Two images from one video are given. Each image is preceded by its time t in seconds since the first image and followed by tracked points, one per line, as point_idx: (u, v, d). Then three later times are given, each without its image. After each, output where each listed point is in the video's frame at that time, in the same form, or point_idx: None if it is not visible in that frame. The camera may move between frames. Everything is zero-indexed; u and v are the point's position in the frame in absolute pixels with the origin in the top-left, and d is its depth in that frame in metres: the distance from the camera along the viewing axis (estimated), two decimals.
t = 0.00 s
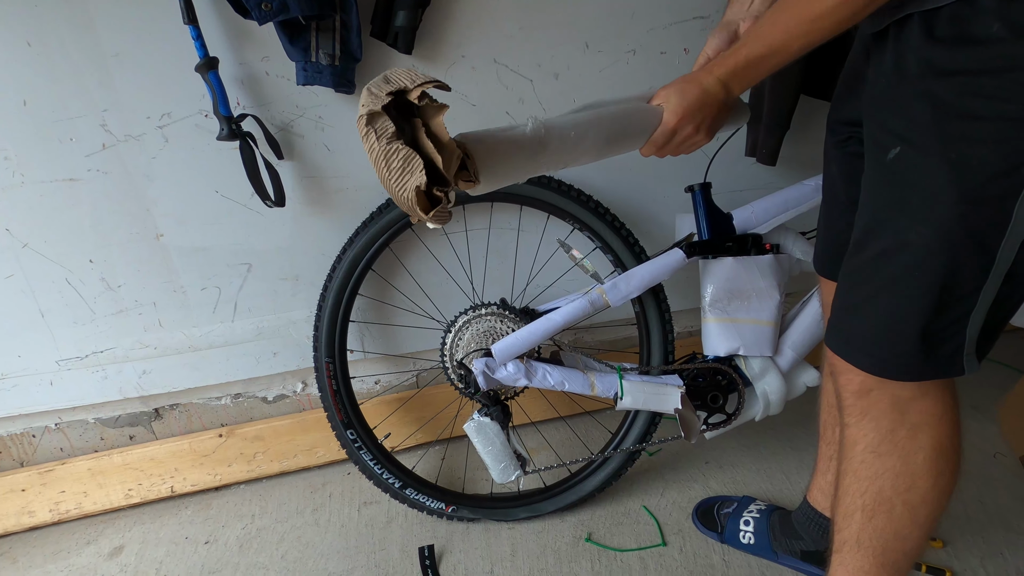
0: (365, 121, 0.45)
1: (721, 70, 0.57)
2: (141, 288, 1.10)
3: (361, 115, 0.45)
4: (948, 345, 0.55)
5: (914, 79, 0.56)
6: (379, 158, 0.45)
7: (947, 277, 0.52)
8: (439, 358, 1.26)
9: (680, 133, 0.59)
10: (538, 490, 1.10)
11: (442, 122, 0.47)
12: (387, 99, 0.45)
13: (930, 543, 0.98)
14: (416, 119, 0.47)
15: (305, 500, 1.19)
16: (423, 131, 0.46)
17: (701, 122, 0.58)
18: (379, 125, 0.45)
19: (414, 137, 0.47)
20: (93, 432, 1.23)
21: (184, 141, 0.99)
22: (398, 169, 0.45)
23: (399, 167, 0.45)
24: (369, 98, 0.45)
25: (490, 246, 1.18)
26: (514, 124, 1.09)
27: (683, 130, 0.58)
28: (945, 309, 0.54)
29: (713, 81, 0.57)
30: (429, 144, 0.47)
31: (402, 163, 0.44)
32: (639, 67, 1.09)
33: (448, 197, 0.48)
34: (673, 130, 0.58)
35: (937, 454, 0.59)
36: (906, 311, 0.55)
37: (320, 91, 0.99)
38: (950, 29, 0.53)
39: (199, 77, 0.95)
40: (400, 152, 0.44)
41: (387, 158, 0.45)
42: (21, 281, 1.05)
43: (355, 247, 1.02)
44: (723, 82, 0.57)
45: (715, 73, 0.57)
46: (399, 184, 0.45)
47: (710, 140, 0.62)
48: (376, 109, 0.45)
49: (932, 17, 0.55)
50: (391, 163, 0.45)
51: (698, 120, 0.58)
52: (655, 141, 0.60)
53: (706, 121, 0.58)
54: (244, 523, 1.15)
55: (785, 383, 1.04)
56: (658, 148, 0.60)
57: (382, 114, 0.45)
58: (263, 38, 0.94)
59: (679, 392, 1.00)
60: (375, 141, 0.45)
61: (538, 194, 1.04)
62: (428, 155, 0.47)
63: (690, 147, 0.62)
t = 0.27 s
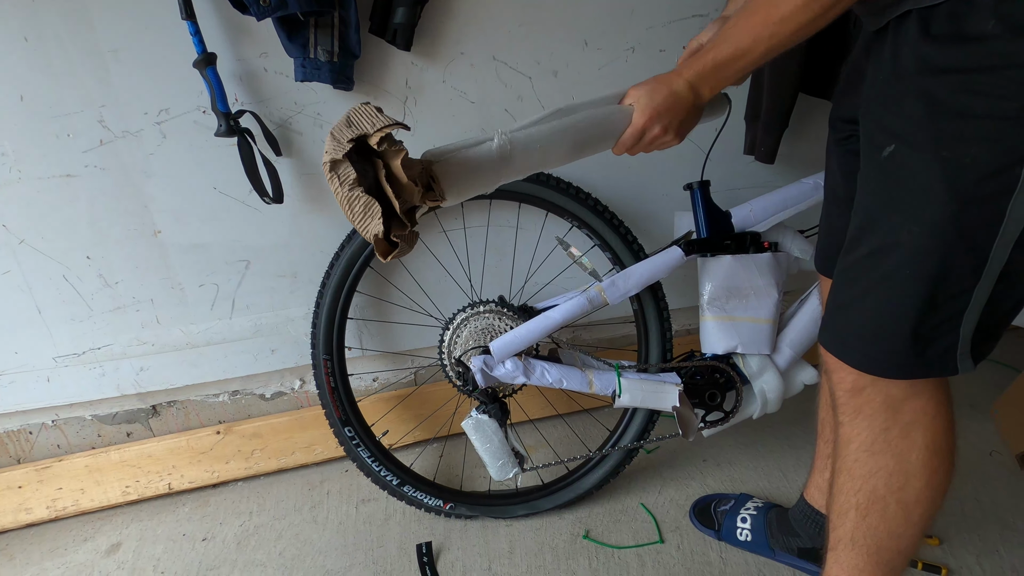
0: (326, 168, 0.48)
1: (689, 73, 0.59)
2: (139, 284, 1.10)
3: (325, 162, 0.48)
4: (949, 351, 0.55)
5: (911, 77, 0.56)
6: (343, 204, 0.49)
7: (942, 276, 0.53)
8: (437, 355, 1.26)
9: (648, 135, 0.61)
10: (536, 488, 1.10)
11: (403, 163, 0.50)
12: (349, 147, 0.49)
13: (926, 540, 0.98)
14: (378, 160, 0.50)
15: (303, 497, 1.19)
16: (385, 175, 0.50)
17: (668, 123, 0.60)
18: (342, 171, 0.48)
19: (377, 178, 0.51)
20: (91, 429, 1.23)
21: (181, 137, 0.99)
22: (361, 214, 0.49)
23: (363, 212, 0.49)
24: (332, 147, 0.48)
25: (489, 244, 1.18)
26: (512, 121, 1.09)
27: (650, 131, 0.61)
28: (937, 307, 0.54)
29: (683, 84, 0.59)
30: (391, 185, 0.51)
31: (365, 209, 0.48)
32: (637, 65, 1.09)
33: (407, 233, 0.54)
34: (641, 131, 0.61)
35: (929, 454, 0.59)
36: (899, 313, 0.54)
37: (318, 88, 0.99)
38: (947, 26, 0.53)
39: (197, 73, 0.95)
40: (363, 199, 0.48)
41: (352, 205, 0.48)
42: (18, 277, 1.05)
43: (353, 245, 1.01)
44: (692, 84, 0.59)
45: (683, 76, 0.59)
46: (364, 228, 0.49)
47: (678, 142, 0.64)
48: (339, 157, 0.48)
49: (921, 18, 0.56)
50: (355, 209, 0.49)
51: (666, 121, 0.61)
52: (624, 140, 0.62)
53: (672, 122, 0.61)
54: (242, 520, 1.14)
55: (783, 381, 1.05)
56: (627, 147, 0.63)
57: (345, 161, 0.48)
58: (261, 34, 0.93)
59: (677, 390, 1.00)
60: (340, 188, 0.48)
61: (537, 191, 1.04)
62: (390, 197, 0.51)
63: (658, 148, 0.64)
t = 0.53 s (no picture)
0: (340, 183, 0.56)
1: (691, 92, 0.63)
2: (140, 287, 1.10)
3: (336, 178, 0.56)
4: (940, 349, 0.55)
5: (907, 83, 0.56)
6: (354, 217, 0.56)
7: (938, 282, 0.53)
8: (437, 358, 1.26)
9: (656, 154, 0.67)
10: (535, 491, 1.10)
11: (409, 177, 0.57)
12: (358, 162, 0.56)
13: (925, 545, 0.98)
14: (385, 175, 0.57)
15: (301, 500, 1.19)
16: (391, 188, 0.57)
17: (674, 142, 0.65)
18: (352, 185, 0.56)
19: (385, 191, 0.58)
20: (90, 431, 1.23)
21: (182, 140, 0.99)
22: (370, 224, 0.55)
23: (371, 222, 0.55)
24: (343, 163, 0.56)
25: (489, 247, 1.19)
26: (512, 125, 1.10)
27: (657, 151, 0.66)
28: (932, 314, 0.54)
29: (684, 102, 0.63)
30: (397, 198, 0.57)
31: (373, 218, 0.55)
32: (636, 70, 1.09)
33: (416, 245, 0.59)
34: (649, 151, 0.66)
35: (926, 463, 0.59)
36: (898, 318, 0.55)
37: (319, 92, 1.00)
38: (942, 33, 0.53)
39: (198, 76, 0.95)
40: (370, 210, 0.55)
41: (361, 217, 0.55)
42: (19, 279, 1.05)
43: (352, 248, 1.01)
44: (694, 102, 0.63)
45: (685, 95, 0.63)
46: (372, 237, 0.55)
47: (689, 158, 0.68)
48: (349, 173, 0.55)
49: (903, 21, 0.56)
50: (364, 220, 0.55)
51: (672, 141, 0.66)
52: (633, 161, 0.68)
53: (678, 141, 0.65)
54: (240, 523, 1.14)
55: (782, 386, 1.05)
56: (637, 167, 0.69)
57: (355, 177, 0.56)
58: (261, 38, 0.94)
59: (676, 394, 1.00)
60: (350, 201, 0.56)
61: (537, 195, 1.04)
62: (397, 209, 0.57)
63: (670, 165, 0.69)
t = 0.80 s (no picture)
0: (344, 210, 0.54)
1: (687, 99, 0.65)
2: (138, 288, 1.10)
3: (340, 203, 0.54)
4: (976, 363, 0.51)
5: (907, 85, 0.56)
6: (359, 246, 0.54)
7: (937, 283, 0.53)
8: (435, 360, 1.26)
9: (653, 161, 0.68)
10: (535, 493, 1.10)
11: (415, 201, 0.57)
12: (363, 186, 0.55)
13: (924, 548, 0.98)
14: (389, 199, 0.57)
15: (300, 502, 1.19)
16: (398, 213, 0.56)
17: (671, 148, 0.67)
18: (357, 211, 0.54)
19: (390, 218, 0.57)
20: (87, 433, 1.22)
21: (181, 141, 0.99)
22: (378, 253, 0.54)
23: (379, 252, 0.54)
24: (347, 188, 0.55)
25: (488, 249, 1.19)
26: (512, 127, 1.10)
27: (656, 157, 0.67)
28: (978, 325, 0.50)
29: (682, 109, 0.65)
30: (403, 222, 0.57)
31: (381, 246, 0.54)
32: (636, 72, 1.09)
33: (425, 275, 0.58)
34: (647, 158, 0.67)
35: (957, 487, 0.55)
36: (907, 320, 0.53)
37: (318, 93, 0.99)
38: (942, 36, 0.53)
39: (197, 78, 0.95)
40: (378, 238, 0.54)
41: (367, 246, 0.54)
42: (16, 281, 1.04)
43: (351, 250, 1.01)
44: (690, 108, 0.65)
45: (682, 102, 0.65)
46: (381, 267, 0.54)
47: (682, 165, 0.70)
48: (354, 198, 0.54)
49: (943, 28, 0.56)
50: (371, 250, 0.54)
51: (669, 147, 0.67)
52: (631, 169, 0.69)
53: (676, 147, 0.67)
54: (239, 525, 1.14)
55: (781, 388, 1.05)
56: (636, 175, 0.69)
57: (360, 203, 0.55)
58: (260, 40, 0.94)
59: (675, 396, 1.00)
60: (355, 229, 0.54)
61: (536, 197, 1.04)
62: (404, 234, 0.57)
63: (665, 172, 0.70)
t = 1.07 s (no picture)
0: (357, 263, 0.64)
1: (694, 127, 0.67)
2: (131, 288, 1.09)
3: (353, 259, 0.64)
4: None
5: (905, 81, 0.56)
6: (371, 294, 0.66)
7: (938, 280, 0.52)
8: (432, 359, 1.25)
9: (659, 182, 0.71)
10: (532, 493, 1.10)
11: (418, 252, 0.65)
12: (372, 242, 0.64)
13: (922, 545, 0.98)
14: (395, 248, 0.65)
15: (296, 503, 1.18)
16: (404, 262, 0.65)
17: (676, 172, 0.70)
18: (368, 264, 0.64)
19: (398, 263, 0.66)
20: (81, 434, 1.21)
21: (175, 139, 0.98)
22: (386, 301, 0.65)
23: (386, 301, 0.65)
24: (358, 245, 0.64)
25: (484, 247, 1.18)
26: (508, 125, 1.09)
27: (659, 180, 0.71)
28: None
29: (689, 134, 0.67)
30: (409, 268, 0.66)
31: (389, 298, 0.65)
32: (633, 69, 1.09)
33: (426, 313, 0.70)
34: (651, 179, 0.71)
35: (1014, 526, 0.49)
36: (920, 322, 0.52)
37: (312, 91, 0.99)
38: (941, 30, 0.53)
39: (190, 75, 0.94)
40: (385, 291, 0.65)
41: (378, 295, 0.65)
42: (8, 281, 1.03)
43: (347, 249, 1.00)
44: (695, 136, 0.67)
45: (688, 129, 0.67)
46: (389, 313, 0.66)
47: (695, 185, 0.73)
48: (365, 255, 0.64)
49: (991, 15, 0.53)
50: (380, 299, 0.65)
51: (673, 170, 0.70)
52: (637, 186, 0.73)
53: (681, 170, 0.70)
54: (234, 526, 1.13)
55: (778, 386, 1.04)
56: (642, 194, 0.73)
57: (371, 258, 0.64)
58: (254, 37, 0.93)
59: (673, 394, 1.00)
60: (367, 281, 0.65)
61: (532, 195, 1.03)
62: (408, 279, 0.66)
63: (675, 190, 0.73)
